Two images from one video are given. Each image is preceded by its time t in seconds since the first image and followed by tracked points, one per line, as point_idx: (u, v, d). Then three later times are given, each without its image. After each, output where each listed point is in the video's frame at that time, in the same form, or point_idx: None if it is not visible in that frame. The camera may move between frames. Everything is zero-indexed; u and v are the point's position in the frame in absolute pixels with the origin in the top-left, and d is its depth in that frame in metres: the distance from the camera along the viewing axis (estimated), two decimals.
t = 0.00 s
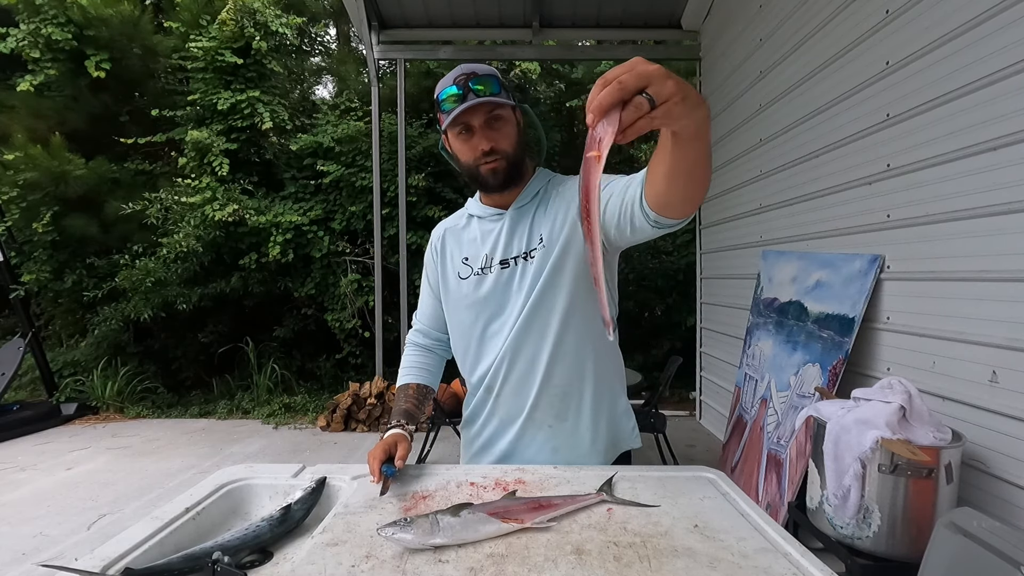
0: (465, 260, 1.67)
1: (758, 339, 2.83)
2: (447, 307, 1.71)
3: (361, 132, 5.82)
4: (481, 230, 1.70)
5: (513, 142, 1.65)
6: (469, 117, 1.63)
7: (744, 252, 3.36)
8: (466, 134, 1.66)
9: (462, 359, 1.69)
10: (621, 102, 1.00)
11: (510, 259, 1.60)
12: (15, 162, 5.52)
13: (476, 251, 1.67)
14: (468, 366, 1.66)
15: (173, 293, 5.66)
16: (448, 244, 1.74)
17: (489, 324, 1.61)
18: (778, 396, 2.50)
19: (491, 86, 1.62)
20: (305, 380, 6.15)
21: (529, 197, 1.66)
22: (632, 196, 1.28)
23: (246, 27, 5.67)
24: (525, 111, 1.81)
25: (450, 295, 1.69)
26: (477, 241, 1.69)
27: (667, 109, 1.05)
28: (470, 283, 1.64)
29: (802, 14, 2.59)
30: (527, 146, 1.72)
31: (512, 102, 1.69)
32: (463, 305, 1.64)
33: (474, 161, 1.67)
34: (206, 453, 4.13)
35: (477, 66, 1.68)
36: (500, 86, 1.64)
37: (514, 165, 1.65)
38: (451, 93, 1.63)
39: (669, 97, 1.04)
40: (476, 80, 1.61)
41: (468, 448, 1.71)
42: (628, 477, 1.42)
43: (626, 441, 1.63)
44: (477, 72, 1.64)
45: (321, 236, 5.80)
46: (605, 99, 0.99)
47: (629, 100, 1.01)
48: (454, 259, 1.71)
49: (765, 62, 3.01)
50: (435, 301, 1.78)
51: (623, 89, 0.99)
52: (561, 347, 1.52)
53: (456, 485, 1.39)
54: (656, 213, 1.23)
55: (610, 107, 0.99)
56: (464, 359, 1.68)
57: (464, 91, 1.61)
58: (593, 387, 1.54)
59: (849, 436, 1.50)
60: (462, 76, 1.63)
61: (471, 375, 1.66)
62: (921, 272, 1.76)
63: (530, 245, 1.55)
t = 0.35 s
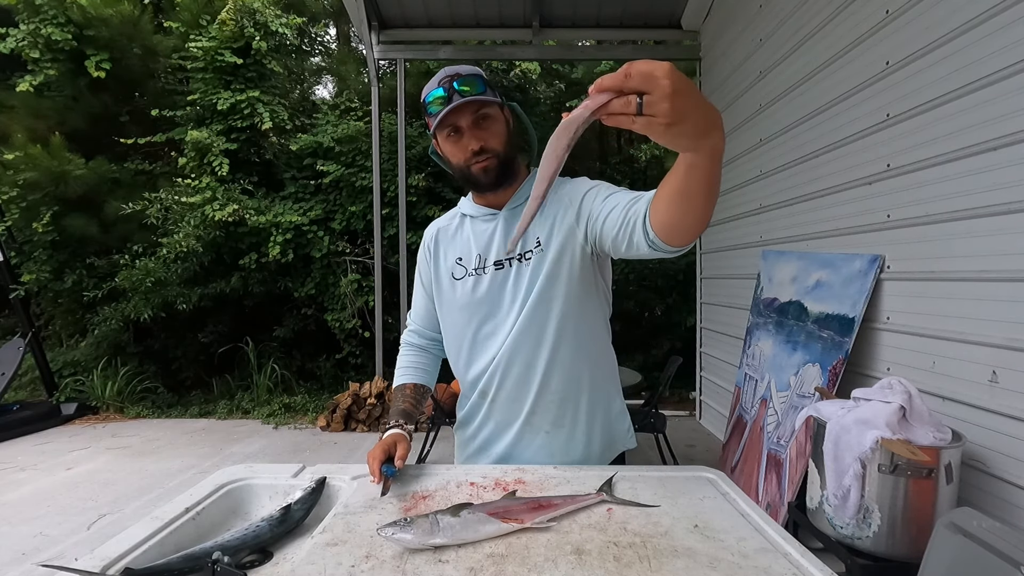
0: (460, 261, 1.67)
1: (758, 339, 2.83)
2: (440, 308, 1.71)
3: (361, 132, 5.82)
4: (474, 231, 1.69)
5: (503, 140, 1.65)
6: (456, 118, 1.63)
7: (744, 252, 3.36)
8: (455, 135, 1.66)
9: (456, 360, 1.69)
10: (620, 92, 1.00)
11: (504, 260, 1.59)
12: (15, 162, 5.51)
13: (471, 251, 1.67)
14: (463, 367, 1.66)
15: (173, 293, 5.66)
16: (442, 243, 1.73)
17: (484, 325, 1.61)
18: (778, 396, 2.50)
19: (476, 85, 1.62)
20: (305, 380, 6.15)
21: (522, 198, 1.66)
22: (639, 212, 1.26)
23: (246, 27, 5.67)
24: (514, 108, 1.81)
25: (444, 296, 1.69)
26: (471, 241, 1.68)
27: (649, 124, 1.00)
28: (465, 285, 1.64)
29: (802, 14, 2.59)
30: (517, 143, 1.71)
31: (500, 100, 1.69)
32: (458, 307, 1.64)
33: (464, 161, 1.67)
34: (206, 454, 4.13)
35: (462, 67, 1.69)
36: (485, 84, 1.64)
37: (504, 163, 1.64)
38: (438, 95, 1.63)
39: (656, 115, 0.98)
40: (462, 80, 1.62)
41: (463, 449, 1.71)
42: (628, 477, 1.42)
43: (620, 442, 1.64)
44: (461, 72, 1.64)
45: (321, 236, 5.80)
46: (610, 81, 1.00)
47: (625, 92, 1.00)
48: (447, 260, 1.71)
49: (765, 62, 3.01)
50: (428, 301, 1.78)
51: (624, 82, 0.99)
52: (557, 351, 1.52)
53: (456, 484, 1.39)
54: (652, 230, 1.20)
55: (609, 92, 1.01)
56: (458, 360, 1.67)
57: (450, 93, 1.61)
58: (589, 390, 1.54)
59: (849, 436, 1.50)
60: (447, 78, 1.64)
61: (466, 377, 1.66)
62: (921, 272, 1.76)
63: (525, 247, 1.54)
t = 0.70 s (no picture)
0: (453, 260, 1.66)
1: (758, 339, 2.83)
2: (435, 309, 1.71)
3: (361, 132, 5.82)
4: (469, 231, 1.69)
5: (503, 151, 1.63)
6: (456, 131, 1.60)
7: (744, 253, 3.36)
8: (453, 146, 1.61)
9: (451, 361, 1.68)
10: (628, 120, 1.02)
11: (499, 259, 1.59)
12: (15, 162, 5.51)
13: (464, 251, 1.66)
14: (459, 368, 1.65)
15: (173, 293, 5.66)
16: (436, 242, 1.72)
17: (479, 326, 1.61)
18: (778, 396, 2.50)
19: (477, 96, 1.59)
20: (305, 380, 6.15)
21: (517, 200, 1.66)
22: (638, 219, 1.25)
23: (246, 27, 5.67)
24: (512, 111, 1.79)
25: (439, 295, 1.68)
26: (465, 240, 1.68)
27: (666, 145, 1.03)
28: (459, 284, 1.63)
29: (802, 14, 2.59)
30: (514, 151, 1.71)
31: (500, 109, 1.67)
32: (452, 307, 1.64)
33: (462, 172, 1.64)
34: (206, 454, 4.13)
35: (462, 75, 1.65)
36: (486, 95, 1.61)
37: (503, 174, 1.64)
38: (437, 106, 1.60)
39: (670, 135, 1.03)
40: (463, 92, 1.59)
41: (459, 450, 1.70)
42: (628, 476, 1.42)
43: (616, 441, 1.65)
44: (462, 83, 1.62)
45: (321, 236, 5.80)
46: (616, 110, 1.02)
47: (635, 121, 1.02)
48: (441, 259, 1.70)
49: (765, 62, 3.01)
50: (422, 302, 1.77)
51: (635, 110, 1.01)
52: (553, 351, 1.52)
53: (456, 484, 1.39)
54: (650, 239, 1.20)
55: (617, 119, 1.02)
56: (453, 360, 1.67)
57: (450, 107, 1.59)
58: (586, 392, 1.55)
59: (849, 436, 1.50)
60: (447, 89, 1.61)
61: (461, 378, 1.65)
62: (921, 272, 1.76)
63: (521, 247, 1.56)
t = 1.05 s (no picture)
0: (454, 260, 1.65)
1: (758, 339, 2.83)
2: (433, 308, 1.69)
3: (361, 132, 5.82)
4: (470, 233, 1.67)
5: (517, 160, 1.62)
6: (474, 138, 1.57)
7: (745, 253, 3.36)
8: (469, 151, 1.57)
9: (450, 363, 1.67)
10: (609, 308, 1.00)
11: (502, 261, 1.60)
12: (15, 162, 5.52)
13: (465, 250, 1.66)
14: (456, 370, 1.64)
15: (173, 293, 5.67)
16: (435, 239, 1.70)
17: (480, 329, 1.61)
18: (778, 396, 2.50)
19: (499, 104, 1.56)
20: (305, 380, 6.15)
21: (521, 203, 1.64)
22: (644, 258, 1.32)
23: (246, 27, 5.67)
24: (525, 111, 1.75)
25: (438, 295, 1.67)
26: (466, 239, 1.67)
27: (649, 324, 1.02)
28: (460, 283, 1.63)
29: (802, 14, 2.59)
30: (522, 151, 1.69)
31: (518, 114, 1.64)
32: (453, 307, 1.63)
33: (474, 176, 1.63)
34: (206, 454, 4.13)
35: (484, 76, 1.60)
36: (508, 103, 1.58)
37: (514, 183, 1.64)
38: (458, 111, 1.56)
39: (651, 314, 1.02)
40: (485, 100, 1.55)
41: (455, 453, 1.70)
42: (628, 476, 1.42)
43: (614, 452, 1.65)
44: (486, 89, 1.57)
45: (321, 236, 5.80)
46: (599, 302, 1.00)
47: (618, 306, 1.01)
48: (441, 257, 1.68)
49: (765, 62, 3.01)
50: (420, 300, 1.75)
51: (618, 298, 1.00)
52: (556, 357, 1.54)
53: (456, 484, 1.39)
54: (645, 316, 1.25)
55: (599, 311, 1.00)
56: (450, 360, 1.66)
57: (472, 114, 1.56)
58: (590, 401, 1.55)
59: (849, 436, 1.50)
60: (470, 94, 1.56)
61: (459, 380, 1.64)
62: (921, 272, 1.76)
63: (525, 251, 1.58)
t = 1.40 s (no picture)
0: (469, 265, 1.69)
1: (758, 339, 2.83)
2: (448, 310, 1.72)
3: (361, 132, 5.82)
4: (482, 240, 1.70)
5: (524, 185, 1.62)
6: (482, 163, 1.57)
7: (745, 253, 3.36)
8: (476, 176, 1.57)
9: (462, 364, 1.73)
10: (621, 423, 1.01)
11: (516, 269, 1.66)
12: (15, 162, 5.52)
13: (480, 256, 1.69)
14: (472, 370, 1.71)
15: (173, 293, 5.67)
16: (448, 243, 1.70)
17: (495, 332, 1.67)
18: (778, 396, 2.50)
19: (511, 136, 1.53)
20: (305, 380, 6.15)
21: (527, 215, 1.68)
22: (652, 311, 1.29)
23: (247, 27, 5.67)
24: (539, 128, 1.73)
25: (453, 298, 1.70)
26: (480, 244, 1.70)
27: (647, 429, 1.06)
28: (477, 289, 1.68)
29: (802, 14, 2.59)
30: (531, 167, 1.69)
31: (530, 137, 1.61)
32: (469, 311, 1.69)
33: (479, 194, 1.64)
34: (207, 454, 4.13)
35: (500, 100, 1.55)
36: (521, 133, 1.55)
37: (520, 204, 1.66)
38: (470, 136, 1.53)
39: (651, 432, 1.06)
40: (498, 131, 1.52)
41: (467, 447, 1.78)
42: (628, 476, 1.42)
43: (610, 441, 1.80)
44: (500, 120, 1.53)
45: (321, 236, 5.80)
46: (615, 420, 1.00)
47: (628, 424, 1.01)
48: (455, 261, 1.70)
49: (765, 62, 3.01)
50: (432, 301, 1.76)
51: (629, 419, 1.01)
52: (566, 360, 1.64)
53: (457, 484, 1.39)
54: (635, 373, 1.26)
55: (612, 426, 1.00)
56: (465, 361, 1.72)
57: (483, 143, 1.53)
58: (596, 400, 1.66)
59: (849, 435, 1.51)
60: (485, 123, 1.52)
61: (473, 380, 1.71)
62: (921, 272, 1.76)
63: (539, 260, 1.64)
